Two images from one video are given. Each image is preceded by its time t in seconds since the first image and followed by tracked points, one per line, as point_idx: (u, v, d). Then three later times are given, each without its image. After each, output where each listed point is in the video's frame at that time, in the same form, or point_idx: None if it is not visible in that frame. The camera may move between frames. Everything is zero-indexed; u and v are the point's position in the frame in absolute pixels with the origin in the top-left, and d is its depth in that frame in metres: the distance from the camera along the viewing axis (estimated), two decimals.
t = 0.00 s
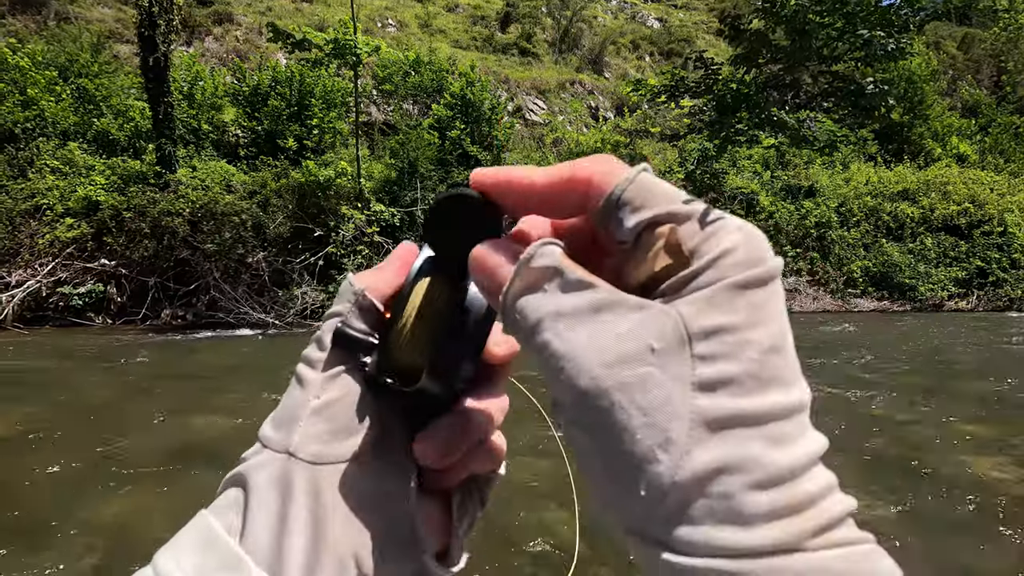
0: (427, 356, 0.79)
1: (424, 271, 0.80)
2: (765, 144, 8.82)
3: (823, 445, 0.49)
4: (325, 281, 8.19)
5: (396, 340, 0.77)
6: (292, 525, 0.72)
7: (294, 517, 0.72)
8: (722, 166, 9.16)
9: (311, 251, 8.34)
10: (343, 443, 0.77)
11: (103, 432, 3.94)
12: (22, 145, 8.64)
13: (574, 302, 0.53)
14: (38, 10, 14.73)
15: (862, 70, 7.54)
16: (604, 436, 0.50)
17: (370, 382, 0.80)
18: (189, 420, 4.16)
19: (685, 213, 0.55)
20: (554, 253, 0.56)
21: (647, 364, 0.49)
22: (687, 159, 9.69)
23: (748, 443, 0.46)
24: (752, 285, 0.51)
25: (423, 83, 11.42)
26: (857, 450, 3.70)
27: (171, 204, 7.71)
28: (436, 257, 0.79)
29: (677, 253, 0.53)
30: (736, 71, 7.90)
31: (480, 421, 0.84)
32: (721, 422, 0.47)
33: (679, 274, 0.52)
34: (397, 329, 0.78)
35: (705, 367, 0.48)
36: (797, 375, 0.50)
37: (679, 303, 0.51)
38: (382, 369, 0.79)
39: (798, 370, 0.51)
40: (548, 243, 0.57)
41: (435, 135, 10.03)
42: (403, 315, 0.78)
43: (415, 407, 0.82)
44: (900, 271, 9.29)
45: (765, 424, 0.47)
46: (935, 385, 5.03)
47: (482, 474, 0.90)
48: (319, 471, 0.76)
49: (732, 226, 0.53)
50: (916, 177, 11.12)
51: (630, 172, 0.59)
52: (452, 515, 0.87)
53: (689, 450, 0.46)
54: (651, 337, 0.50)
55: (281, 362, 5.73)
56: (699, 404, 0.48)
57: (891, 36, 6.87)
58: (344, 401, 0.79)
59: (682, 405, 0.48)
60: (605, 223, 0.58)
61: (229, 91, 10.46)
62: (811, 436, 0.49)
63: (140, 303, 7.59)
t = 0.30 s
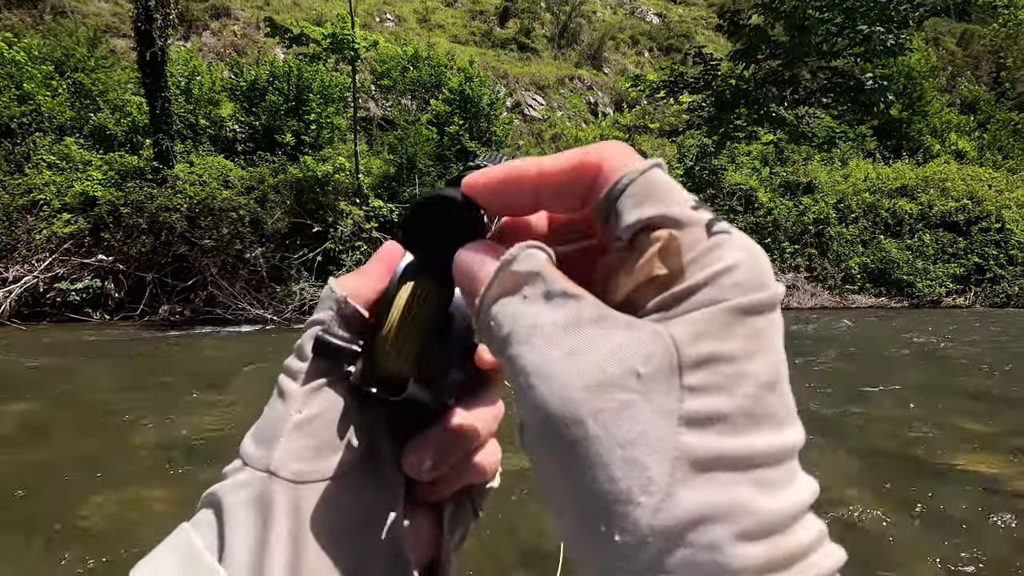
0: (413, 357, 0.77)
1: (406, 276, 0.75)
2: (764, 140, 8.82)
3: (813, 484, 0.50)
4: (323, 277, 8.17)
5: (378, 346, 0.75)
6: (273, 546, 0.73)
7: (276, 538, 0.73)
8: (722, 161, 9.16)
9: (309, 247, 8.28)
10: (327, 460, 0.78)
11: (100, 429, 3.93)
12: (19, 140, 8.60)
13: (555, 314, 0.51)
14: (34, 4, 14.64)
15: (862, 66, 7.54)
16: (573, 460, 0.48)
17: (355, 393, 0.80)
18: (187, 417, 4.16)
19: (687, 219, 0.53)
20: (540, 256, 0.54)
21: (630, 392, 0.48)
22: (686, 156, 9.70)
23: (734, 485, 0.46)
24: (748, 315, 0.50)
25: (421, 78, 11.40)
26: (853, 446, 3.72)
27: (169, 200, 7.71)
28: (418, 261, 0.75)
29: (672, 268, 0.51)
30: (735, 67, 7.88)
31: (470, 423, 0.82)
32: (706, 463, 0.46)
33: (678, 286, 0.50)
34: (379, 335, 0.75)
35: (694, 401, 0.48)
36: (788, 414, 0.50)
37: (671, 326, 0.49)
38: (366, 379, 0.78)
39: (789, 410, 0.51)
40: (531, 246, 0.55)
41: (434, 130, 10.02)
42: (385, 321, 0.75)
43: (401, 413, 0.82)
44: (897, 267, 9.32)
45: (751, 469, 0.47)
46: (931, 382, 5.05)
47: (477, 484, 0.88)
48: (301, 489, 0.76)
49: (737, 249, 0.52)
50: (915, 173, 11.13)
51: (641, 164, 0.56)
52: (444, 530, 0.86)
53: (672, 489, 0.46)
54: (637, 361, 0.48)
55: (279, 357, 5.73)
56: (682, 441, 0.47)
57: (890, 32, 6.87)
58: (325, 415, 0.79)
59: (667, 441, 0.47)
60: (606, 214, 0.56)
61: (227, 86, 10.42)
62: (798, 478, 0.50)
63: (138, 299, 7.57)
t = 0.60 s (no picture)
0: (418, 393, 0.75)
1: (414, 301, 0.72)
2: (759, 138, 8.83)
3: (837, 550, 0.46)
4: (317, 275, 8.13)
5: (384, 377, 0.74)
6: None
7: None
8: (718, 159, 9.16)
9: (303, 245, 8.25)
10: (322, 500, 0.79)
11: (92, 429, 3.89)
12: (9, 137, 8.51)
13: (543, 357, 0.47)
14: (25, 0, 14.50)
15: (856, 64, 7.56)
16: (560, 525, 0.44)
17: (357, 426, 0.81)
18: (180, 416, 4.12)
19: (692, 237, 0.50)
20: (529, 285, 0.52)
21: (626, 454, 0.44)
22: (681, 154, 9.71)
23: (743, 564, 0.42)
24: (756, 367, 0.46)
25: (416, 76, 11.35)
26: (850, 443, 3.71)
27: (162, 198, 7.62)
28: (425, 285, 0.69)
29: (673, 298, 0.48)
30: (730, 65, 7.89)
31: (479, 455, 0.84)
32: (709, 542, 0.42)
33: (679, 325, 0.46)
34: (385, 366, 0.74)
35: (697, 467, 0.44)
36: (799, 475, 0.47)
37: (671, 378, 0.45)
38: (371, 410, 0.79)
39: (803, 469, 0.47)
40: (519, 272, 0.53)
41: (429, 128, 9.97)
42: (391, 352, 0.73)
43: (401, 443, 0.82)
44: (891, 266, 9.35)
45: (763, 545, 0.42)
46: (926, 381, 5.06)
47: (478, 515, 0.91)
48: (300, 530, 0.78)
49: (745, 282, 0.48)
50: (908, 172, 11.18)
51: (657, 169, 0.54)
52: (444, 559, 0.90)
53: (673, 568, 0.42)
54: (633, 421, 0.44)
55: (273, 356, 5.69)
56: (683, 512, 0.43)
57: (884, 30, 6.88)
58: (325, 451, 0.80)
59: (665, 514, 0.43)
60: (610, 223, 0.54)
61: (220, 83, 10.35)
62: (819, 550, 0.45)
63: (130, 297, 7.52)
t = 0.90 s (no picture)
0: (450, 421, 0.82)
1: (459, 331, 0.78)
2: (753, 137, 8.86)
3: None
4: (312, 274, 8.11)
5: (420, 409, 0.79)
6: None
7: None
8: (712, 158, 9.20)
9: (297, 243, 8.25)
10: (348, 520, 0.79)
11: (86, 428, 3.87)
12: None
13: (592, 374, 0.50)
14: None
15: (850, 63, 7.60)
16: (609, 525, 0.48)
17: (383, 446, 0.82)
18: (176, 416, 4.11)
19: (743, 269, 0.50)
20: (577, 303, 0.54)
21: (671, 465, 0.46)
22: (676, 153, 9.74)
23: None
24: (810, 388, 0.46)
25: (410, 75, 11.32)
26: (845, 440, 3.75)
27: (154, 195, 7.51)
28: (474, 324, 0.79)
29: (727, 325, 0.48)
30: (725, 65, 7.91)
31: (483, 484, 0.90)
32: (755, 555, 0.43)
33: (728, 350, 0.47)
34: (423, 399, 0.79)
35: (740, 480, 0.45)
36: (851, 497, 0.46)
37: (720, 396, 0.46)
38: (401, 436, 0.81)
39: (858, 493, 0.46)
40: (569, 291, 0.55)
41: (423, 126, 9.95)
42: (432, 386, 0.79)
43: (418, 467, 0.85)
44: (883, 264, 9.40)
45: (809, 562, 0.43)
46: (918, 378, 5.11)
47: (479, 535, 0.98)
48: (326, 549, 0.77)
49: (800, 309, 0.47)
50: (901, 171, 11.25)
51: (701, 211, 0.54)
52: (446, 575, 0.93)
53: None
54: (679, 434, 0.46)
55: (268, 356, 5.68)
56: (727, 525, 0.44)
57: (878, 30, 6.91)
58: (353, 471, 0.79)
59: (710, 523, 0.45)
60: (659, 263, 0.55)
61: (213, 80, 10.29)
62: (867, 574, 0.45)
63: (123, 296, 7.47)
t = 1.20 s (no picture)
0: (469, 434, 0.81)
1: (486, 351, 0.81)
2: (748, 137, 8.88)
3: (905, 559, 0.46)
4: (307, 273, 8.08)
5: (444, 422, 0.80)
6: None
7: None
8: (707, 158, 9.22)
9: (293, 243, 8.22)
10: (373, 523, 0.79)
11: (79, 429, 3.84)
12: None
13: (633, 367, 0.49)
14: None
15: (844, 64, 7.63)
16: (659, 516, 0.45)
17: (406, 454, 0.84)
18: (170, 415, 4.08)
19: (751, 282, 0.54)
20: (613, 306, 0.53)
21: (719, 445, 0.45)
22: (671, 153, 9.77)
23: (824, 546, 0.44)
24: (828, 374, 0.48)
25: (406, 74, 11.30)
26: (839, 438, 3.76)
27: (148, 194, 7.45)
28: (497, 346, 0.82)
29: (746, 327, 0.51)
30: (720, 65, 7.93)
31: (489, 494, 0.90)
32: (797, 522, 0.44)
33: (757, 345, 0.49)
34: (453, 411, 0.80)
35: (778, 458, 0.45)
36: (867, 477, 0.48)
37: (754, 383, 0.47)
38: (423, 447, 0.83)
39: (872, 473, 0.49)
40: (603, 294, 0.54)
41: (419, 125, 9.93)
42: (461, 401, 0.80)
43: (438, 475, 0.85)
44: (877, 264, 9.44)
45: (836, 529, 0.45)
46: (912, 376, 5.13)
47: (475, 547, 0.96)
48: (351, 551, 0.77)
49: (808, 313, 0.51)
50: (894, 171, 11.30)
51: (703, 239, 0.58)
52: None
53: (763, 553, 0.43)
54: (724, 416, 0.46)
55: (263, 355, 5.65)
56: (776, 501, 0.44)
57: (872, 31, 6.92)
58: (378, 476, 0.80)
59: (755, 499, 0.44)
60: (671, 284, 0.57)
61: (208, 79, 10.24)
62: (888, 546, 0.47)
63: (116, 296, 7.43)
